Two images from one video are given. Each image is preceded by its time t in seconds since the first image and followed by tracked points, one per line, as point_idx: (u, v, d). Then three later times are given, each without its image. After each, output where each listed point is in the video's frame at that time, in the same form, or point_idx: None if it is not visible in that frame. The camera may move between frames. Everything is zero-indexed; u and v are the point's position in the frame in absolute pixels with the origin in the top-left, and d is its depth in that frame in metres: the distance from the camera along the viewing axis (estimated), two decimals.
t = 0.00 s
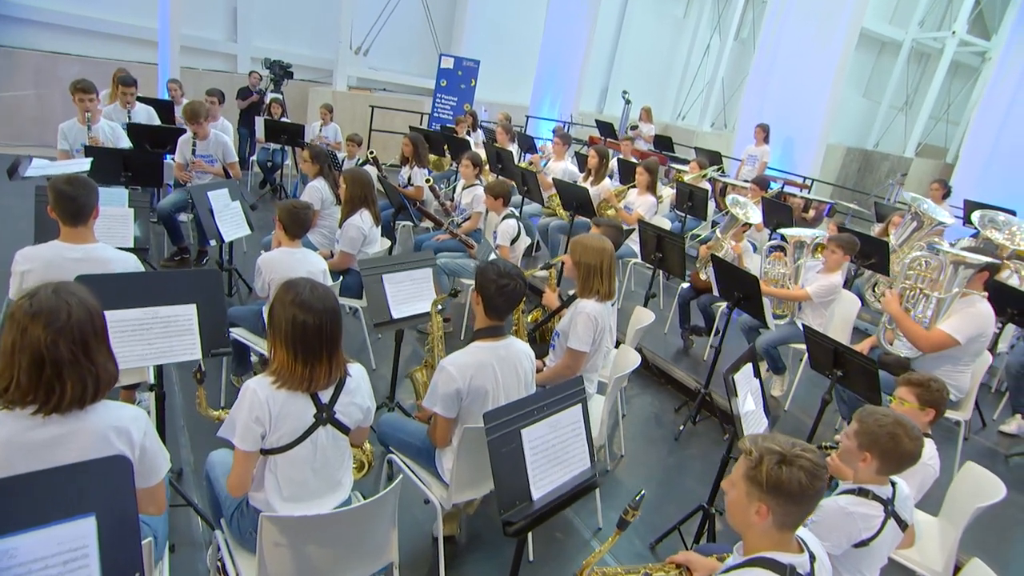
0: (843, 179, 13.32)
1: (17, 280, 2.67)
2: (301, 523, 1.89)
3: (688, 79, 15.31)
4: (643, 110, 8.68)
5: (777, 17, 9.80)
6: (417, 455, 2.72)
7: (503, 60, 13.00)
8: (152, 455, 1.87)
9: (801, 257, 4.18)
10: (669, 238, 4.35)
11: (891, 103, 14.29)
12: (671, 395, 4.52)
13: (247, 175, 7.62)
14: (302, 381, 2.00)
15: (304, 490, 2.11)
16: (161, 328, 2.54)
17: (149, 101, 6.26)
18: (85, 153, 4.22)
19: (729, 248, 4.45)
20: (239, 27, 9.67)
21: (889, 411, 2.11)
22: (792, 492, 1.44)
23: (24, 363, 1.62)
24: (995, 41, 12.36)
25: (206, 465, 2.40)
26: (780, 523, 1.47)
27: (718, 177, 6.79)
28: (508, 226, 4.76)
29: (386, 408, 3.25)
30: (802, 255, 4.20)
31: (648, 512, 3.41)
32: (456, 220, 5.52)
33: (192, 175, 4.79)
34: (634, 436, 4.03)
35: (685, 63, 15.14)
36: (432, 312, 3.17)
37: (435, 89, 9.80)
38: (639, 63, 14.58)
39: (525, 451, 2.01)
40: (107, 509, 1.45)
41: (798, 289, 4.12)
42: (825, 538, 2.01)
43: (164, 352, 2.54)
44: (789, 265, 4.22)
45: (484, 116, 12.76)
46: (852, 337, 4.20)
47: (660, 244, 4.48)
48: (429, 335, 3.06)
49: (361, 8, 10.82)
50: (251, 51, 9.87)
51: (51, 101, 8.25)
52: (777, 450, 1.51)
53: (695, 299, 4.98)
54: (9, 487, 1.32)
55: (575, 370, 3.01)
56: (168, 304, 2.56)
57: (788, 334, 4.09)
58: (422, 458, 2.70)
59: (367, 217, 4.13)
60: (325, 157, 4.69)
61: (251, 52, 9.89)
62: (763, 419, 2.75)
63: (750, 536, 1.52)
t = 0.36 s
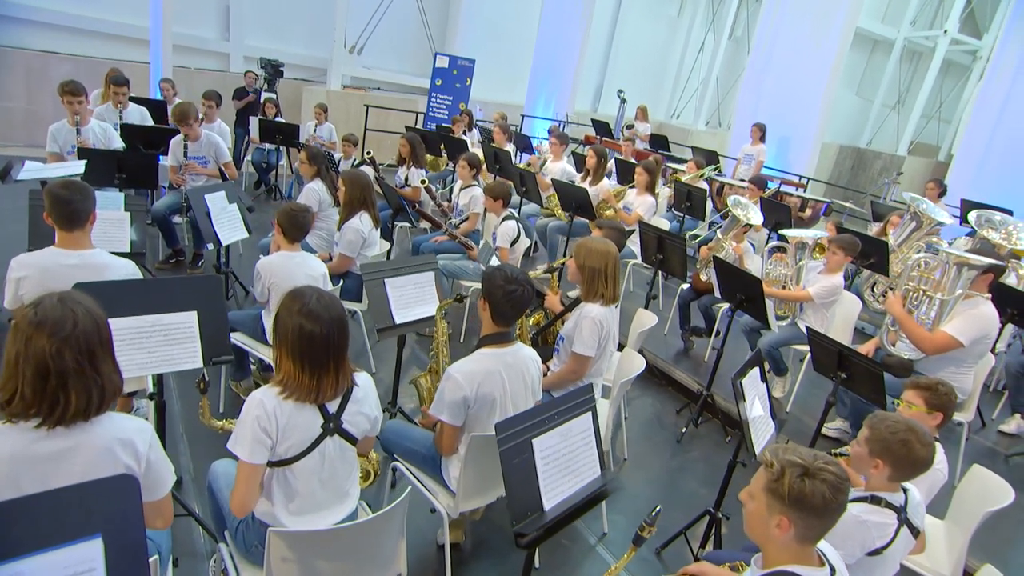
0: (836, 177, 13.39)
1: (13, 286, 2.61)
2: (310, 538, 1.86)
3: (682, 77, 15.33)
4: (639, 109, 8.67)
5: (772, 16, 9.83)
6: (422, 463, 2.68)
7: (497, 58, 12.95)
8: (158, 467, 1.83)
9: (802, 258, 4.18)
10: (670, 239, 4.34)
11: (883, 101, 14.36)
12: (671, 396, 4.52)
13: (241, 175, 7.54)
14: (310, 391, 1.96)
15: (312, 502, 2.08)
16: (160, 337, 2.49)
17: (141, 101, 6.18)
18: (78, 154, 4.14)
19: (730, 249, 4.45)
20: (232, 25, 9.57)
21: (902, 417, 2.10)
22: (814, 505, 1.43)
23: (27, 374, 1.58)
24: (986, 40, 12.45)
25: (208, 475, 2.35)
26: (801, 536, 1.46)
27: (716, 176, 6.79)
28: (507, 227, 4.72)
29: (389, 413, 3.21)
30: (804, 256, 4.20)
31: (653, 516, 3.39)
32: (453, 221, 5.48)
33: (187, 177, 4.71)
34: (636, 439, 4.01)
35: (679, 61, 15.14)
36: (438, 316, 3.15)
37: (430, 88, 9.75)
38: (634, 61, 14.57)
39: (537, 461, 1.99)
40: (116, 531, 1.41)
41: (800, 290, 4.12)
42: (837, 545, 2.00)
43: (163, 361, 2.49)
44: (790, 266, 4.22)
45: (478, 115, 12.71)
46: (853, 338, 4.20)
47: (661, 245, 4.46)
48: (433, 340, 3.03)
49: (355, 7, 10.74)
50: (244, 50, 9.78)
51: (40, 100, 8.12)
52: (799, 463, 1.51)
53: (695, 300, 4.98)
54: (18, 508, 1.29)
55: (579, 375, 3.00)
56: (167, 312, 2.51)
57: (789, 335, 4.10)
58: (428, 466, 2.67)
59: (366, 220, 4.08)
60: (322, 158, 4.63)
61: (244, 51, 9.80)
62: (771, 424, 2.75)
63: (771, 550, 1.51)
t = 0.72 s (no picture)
0: (833, 176, 13.44)
1: (13, 294, 2.57)
2: (323, 555, 1.82)
3: (679, 76, 15.32)
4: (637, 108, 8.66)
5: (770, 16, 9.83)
6: (431, 472, 2.65)
7: (495, 57, 12.90)
8: (168, 482, 1.78)
9: (807, 260, 4.17)
10: (675, 242, 4.31)
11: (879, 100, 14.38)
12: (675, 399, 4.50)
13: (238, 176, 7.47)
14: (322, 404, 1.93)
15: (325, 516, 2.04)
16: (166, 346, 2.45)
17: (139, 102, 6.12)
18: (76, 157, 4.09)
19: (733, 251, 4.44)
20: (228, 24, 9.49)
21: (918, 425, 2.06)
22: (839, 522, 1.40)
23: (34, 389, 1.55)
24: (982, 39, 12.48)
25: (215, 487, 2.30)
26: (825, 552, 1.44)
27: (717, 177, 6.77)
28: (510, 230, 4.68)
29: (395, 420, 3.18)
30: (808, 259, 4.19)
31: (660, 522, 3.37)
32: (454, 223, 5.45)
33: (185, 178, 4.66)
34: (642, 443, 3.99)
35: (676, 60, 15.13)
36: (445, 321, 3.11)
37: (428, 88, 9.70)
38: (631, 60, 14.55)
39: (552, 473, 1.96)
40: (126, 554, 1.38)
41: (805, 293, 4.12)
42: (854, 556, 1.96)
43: (168, 371, 2.45)
44: (795, 268, 4.20)
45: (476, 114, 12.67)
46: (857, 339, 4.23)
47: (665, 247, 4.44)
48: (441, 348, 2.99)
49: (353, 6, 10.67)
50: (240, 50, 9.70)
51: (35, 101, 8.03)
52: (823, 477, 1.47)
53: (698, 302, 4.96)
54: (26, 529, 1.26)
55: (587, 381, 2.98)
56: (172, 321, 2.47)
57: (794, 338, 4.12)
58: (437, 475, 2.64)
59: (369, 223, 4.05)
60: (323, 160, 4.58)
61: (241, 51, 9.73)
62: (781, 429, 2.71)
63: (795, 566, 1.48)
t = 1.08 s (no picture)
0: (831, 176, 13.48)
1: (17, 303, 2.53)
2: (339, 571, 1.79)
3: (678, 75, 15.31)
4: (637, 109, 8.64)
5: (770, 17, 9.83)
6: (442, 481, 2.62)
7: (493, 57, 12.86)
8: (181, 498, 1.73)
9: (813, 263, 4.15)
10: (680, 245, 4.30)
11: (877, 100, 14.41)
12: (681, 403, 4.49)
13: (238, 177, 7.43)
14: (335, 418, 1.90)
15: (338, 530, 2.01)
16: (173, 356, 2.41)
17: (139, 103, 6.06)
18: (76, 160, 4.04)
19: (738, 254, 4.42)
20: (225, 24, 9.42)
21: (936, 434, 2.04)
22: (869, 540, 1.38)
23: (44, 403, 1.50)
24: (979, 39, 12.51)
25: (224, 498, 2.26)
26: (854, 569, 1.42)
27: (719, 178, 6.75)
28: (514, 232, 4.65)
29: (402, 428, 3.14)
30: (814, 262, 4.18)
31: (668, 528, 3.35)
32: (457, 225, 5.41)
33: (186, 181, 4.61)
34: (648, 447, 3.97)
35: (675, 60, 15.13)
36: (455, 328, 3.09)
37: (427, 88, 9.66)
38: (630, 60, 14.53)
39: (569, 486, 1.94)
40: None
41: (811, 296, 4.10)
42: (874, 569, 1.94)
43: (175, 381, 2.41)
44: (801, 271, 4.19)
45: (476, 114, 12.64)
46: (862, 342, 4.25)
47: (671, 250, 4.42)
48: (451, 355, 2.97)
49: (351, 5, 10.62)
50: (238, 50, 9.64)
51: (32, 102, 7.96)
52: (851, 493, 1.45)
53: (703, 305, 4.95)
54: (42, 553, 1.22)
55: (597, 388, 2.95)
56: (178, 330, 2.43)
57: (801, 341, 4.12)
58: (448, 484, 2.61)
59: (373, 227, 4.01)
60: (325, 162, 4.54)
61: (239, 51, 9.67)
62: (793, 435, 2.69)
63: None
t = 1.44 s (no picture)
0: (829, 175, 13.51)
1: (20, 311, 2.49)
2: None
3: (676, 74, 15.30)
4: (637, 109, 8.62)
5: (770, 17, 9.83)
6: (453, 491, 2.60)
7: (492, 56, 12.81)
8: (194, 514, 1.68)
9: (819, 266, 4.15)
10: (686, 248, 4.28)
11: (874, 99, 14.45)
12: (687, 406, 4.47)
13: (237, 178, 7.37)
14: (350, 434, 1.86)
15: (353, 546, 1.98)
16: (182, 365, 2.38)
17: (138, 104, 6.00)
18: (77, 163, 3.99)
19: (744, 257, 4.41)
20: (223, 24, 9.35)
21: (960, 445, 2.03)
22: (903, 558, 1.37)
23: (54, 419, 1.46)
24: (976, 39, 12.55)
25: (234, 511, 2.22)
26: None
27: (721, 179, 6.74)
28: (518, 235, 4.64)
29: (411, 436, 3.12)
30: (821, 265, 4.17)
31: (677, 534, 3.33)
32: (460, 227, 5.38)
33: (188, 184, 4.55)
34: (655, 452, 3.96)
35: (673, 60, 15.12)
36: (465, 334, 3.05)
37: (427, 89, 9.61)
38: (628, 59, 14.52)
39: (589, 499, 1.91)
40: None
41: (818, 299, 4.09)
42: None
43: (184, 391, 2.37)
44: (807, 274, 4.18)
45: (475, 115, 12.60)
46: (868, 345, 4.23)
47: (677, 253, 4.40)
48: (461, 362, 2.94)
49: (350, 5, 10.57)
50: (236, 50, 9.56)
51: (28, 102, 7.88)
52: (883, 510, 1.43)
53: (708, 307, 4.94)
54: None
55: (608, 395, 2.93)
56: (186, 339, 2.39)
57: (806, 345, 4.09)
58: (460, 494, 2.58)
59: (377, 231, 3.97)
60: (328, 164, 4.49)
61: (236, 50, 9.59)
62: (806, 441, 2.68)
63: None
